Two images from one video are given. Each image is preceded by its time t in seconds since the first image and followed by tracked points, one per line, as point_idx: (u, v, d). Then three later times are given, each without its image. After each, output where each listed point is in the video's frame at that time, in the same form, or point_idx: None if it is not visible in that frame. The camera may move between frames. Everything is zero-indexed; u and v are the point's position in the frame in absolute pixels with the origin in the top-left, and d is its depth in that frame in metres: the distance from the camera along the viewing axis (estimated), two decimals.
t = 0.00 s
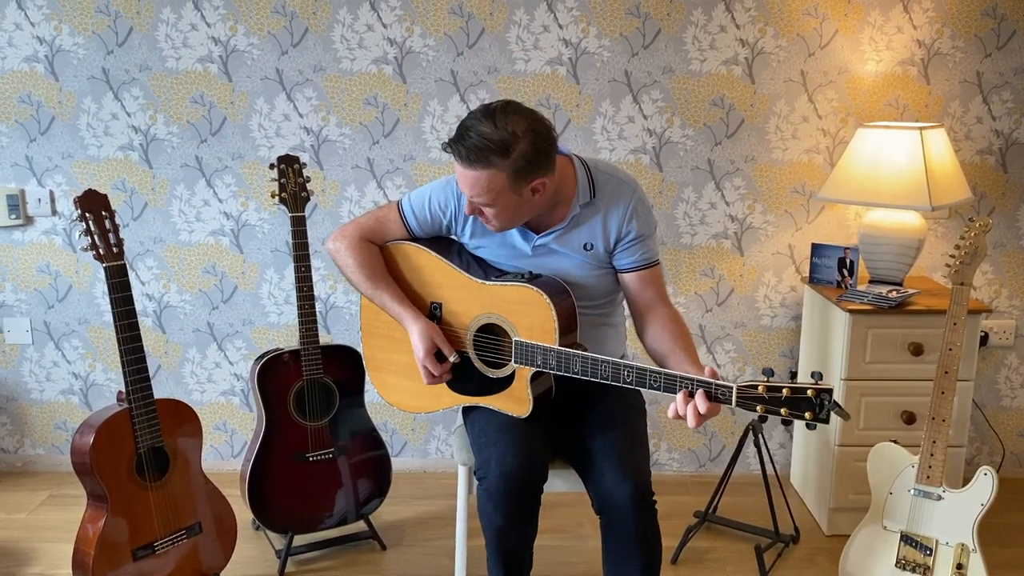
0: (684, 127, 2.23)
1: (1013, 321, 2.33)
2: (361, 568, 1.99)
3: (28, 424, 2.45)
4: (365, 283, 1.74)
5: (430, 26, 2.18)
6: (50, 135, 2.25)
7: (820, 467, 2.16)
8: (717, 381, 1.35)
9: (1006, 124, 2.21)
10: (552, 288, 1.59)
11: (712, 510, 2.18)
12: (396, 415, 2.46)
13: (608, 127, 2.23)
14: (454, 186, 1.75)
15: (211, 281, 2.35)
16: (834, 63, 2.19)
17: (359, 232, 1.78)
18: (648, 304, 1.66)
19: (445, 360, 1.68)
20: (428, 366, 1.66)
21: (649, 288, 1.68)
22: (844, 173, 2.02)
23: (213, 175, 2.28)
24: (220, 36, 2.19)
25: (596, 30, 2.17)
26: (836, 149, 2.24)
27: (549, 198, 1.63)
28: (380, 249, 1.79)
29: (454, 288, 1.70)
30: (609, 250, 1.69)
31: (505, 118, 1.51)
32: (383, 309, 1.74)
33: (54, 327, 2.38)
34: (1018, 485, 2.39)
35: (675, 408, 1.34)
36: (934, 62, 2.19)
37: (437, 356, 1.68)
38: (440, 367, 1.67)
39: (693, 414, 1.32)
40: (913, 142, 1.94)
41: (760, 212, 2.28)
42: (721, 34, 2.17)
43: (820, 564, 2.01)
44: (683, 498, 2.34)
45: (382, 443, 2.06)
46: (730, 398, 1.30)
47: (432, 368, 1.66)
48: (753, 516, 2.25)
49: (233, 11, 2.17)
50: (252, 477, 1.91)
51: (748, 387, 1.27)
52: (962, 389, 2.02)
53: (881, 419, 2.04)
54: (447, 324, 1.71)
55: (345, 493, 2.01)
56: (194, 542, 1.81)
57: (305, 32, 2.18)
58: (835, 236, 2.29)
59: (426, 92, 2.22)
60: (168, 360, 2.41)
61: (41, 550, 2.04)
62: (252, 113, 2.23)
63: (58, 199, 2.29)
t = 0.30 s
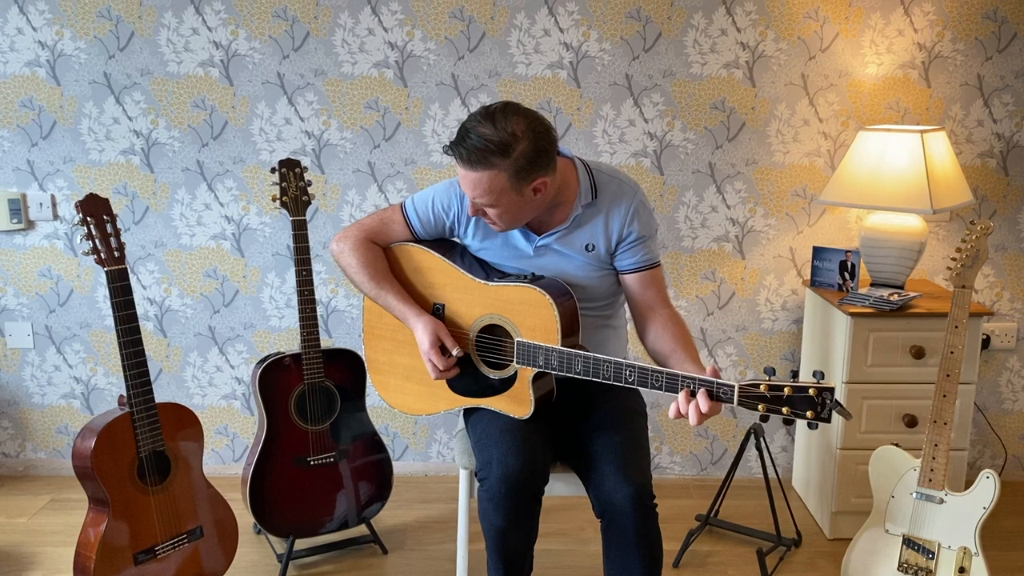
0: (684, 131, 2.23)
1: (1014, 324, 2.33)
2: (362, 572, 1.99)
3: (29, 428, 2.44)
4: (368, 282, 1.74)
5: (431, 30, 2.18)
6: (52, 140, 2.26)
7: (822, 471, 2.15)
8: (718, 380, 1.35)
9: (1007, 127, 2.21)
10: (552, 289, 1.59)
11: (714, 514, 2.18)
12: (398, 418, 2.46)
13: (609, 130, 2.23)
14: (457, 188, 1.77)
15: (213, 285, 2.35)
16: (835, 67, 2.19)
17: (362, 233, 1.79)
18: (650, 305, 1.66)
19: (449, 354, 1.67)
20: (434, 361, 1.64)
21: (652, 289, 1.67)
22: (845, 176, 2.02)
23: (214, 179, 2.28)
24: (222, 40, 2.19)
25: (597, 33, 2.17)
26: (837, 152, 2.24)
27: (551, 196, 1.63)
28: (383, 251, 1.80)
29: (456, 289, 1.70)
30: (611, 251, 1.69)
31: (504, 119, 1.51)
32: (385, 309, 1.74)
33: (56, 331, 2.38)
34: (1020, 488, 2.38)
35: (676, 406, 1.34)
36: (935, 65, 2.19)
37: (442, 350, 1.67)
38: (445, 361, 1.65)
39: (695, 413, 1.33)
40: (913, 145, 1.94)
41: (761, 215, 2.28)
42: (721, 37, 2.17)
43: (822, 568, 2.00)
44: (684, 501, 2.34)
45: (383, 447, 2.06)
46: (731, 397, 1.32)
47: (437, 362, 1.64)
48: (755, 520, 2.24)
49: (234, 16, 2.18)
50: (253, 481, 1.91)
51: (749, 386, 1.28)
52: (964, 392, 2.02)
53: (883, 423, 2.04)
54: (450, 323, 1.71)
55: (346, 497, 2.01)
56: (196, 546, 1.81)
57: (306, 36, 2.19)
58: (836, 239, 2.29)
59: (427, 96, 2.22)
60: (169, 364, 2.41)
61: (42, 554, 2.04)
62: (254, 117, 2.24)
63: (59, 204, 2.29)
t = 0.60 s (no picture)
0: (685, 134, 2.23)
1: (1016, 326, 2.33)
2: None
3: (31, 432, 2.45)
4: (373, 283, 1.74)
5: (432, 34, 2.19)
6: (54, 144, 2.26)
7: (824, 474, 2.15)
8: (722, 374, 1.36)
9: (1008, 130, 2.21)
10: (557, 288, 1.59)
11: (715, 517, 2.18)
12: (399, 421, 2.46)
13: (609, 134, 2.23)
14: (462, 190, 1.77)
15: (214, 289, 2.35)
16: (836, 70, 2.19)
17: (368, 234, 1.79)
18: (656, 306, 1.66)
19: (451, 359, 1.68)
20: (435, 365, 1.65)
21: (657, 291, 1.67)
22: (845, 179, 2.02)
23: (216, 183, 2.28)
24: (223, 44, 2.20)
25: (598, 37, 2.18)
26: (838, 155, 2.24)
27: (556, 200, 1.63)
28: (388, 251, 1.80)
29: (461, 289, 1.71)
30: (614, 254, 1.69)
31: (512, 124, 1.52)
32: (389, 309, 1.75)
33: (58, 335, 2.38)
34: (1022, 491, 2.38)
35: (682, 403, 1.36)
36: (935, 68, 2.19)
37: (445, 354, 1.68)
38: (447, 366, 1.66)
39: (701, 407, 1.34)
40: (913, 148, 1.94)
41: (762, 218, 2.28)
42: (722, 41, 2.18)
43: (823, 571, 2.00)
44: (685, 504, 2.34)
45: (384, 450, 2.06)
46: (735, 391, 1.32)
47: (438, 366, 1.65)
48: (757, 523, 2.24)
49: (236, 20, 2.18)
50: (254, 485, 1.91)
51: (753, 379, 1.30)
52: (965, 394, 2.01)
53: (884, 426, 2.04)
54: (455, 325, 1.71)
55: (348, 499, 2.01)
56: (198, 549, 1.81)
57: (307, 41, 2.19)
58: (837, 242, 2.29)
59: (429, 100, 2.23)
60: (171, 368, 2.41)
61: (44, 558, 2.04)
62: (255, 121, 2.24)
63: (61, 208, 2.30)
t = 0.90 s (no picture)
0: (686, 137, 2.23)
1: (1017, 329, 2.33)
2: None
3: (32, 435, 2.45)
4: (383, 274, 1.75)
5: (433, 36, 2.19)
6: (56, 147, 2.26)
7: (825, 475, 2.15)
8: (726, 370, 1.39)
9: (1009, 131, 2.21)
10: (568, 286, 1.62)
11: (717, 519, 2.18)
12: (400, 424, 2.46)
13: (610, 136, 2.23)
14: (476, 189, 1.77)
15: (216, 292, 2.35)
16: (836, 72, 2.19)
17: (380, 229, 1.80)
18: (662, 311, 1.66)
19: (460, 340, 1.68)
20: (444, 345, 1.66)
21: (662, 297, 1.67)
22: (846, 182, 2.03)
23: (217, 186, 2.28)
24: (225, 47, 2.20)
25: (598, 40, 2.18)
26: (839, 158, 2.24)
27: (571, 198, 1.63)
28: (400, 246, 1.80)
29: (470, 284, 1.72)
30: (622, 259, 1.69)
31: (538, 118, 1.53)
32: (399, 300, 1.75)
33: (59, 338, 2.38)
34: None
35: (688, 397, 1.37)
36: (936, 70, 2.19)
37: (453, 336, 1.69)
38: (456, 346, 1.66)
39: (706, 400, 1.36)
40: (914, 150, 1.94)
41: (763, 220, 2.28)
42: (722, 43, 2.18)
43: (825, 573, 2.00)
44: (687, 507, 2.34)
45: (386, 453, 2.06)
46: (741, 386, 1.34)
47: (447, 346, 1.66)
48: (758, 525, 2.24)
49: (237, 23, 2.18)
50: (256, 487, 1.91)
51: (759, 374, 1.32)
52: (967, 397, 2.01)
53: (886, 428, 2.04)
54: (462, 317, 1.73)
55: (348, 502, 2.00)
56: (199, 552, 1.81)
57: (309, 44, 2.20)
58: (838, 244, 2.29)
59: (429, 103, 2.23)
60: (172, 371, 2.41)
61: (46, 561, 2.04)
62: (257, 124, 2.24)
63: (63, 211, 2.30)
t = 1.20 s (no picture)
0: (687, 138, 2.23)
1: (1018, 330, 2.33)
2: None
3: (33, 437, 2.45)
4: (407, 256, 1.76)
5: (434, 39, 2.19)
6: (57, 150, 2.26)
7: (827, 477, 2.15)
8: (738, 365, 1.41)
9: (1010, 133, 2.21)
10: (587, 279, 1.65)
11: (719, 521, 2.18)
12: (402, 426, 2.46)
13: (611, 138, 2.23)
14: (504, 182, 1.81)
15: (217, 294, 2.36)
16: (837, 73, 2.19)
17: (407, 214, 1.81)
18: (670, 316, 1.69)
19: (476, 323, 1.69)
20: (461, 324, 1.66)
21: (671, 302, 1.70)
22: (847, 183, 2.02)
23: (218, 188, 2.29)
24: (225, 50, 2.20)
25: (599, 42, 2.18)
26: (840, 159, 2.24)
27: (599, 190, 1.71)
28: (423, 232, 1.81)
29: (492, 272, 1.73)
30: (639, 262, 1.74)
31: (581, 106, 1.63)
32: (419, 283, 1.75)
33: (60, 340, 2.39)
34: None
35: (698, 387, 1.40)
36: (936, 71, 2.19)
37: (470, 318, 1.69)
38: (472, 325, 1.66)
39: (717, 392, 1.39)
40: (916, 151, 1.94)
41: (764, 222, 2.28)
42: (723, 45, 2.18)
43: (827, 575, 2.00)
44: (688, 509, 2.33)
45: (387, 455, 2.06)
46: (751, 380, 1.38)
47: (464, 324, 1.66)
48: (760, 527, 2.24)
49: (237, 25, 2.19)
50: (257, 489, 1.91)
51: (771, 371, 1.37)
52: (968, 398, 2.01)
53: (888, 430, 2.04)
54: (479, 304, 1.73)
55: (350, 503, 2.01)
56: (200, 554, 1.81)
57: (310, 46, 2.20)
58: (839, 245, 2.29)
59: (430, 105, 2.23)
60: (174, 373, 2.41)
61: (47, 563, 2.04)
62: (257, 126, 2.24)
63: (64, 213, 2.30)
